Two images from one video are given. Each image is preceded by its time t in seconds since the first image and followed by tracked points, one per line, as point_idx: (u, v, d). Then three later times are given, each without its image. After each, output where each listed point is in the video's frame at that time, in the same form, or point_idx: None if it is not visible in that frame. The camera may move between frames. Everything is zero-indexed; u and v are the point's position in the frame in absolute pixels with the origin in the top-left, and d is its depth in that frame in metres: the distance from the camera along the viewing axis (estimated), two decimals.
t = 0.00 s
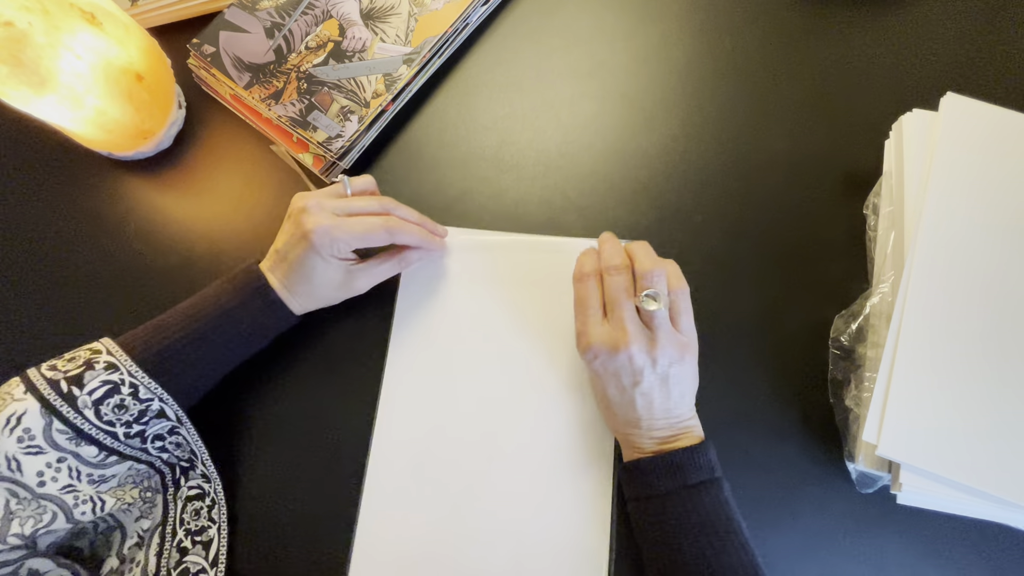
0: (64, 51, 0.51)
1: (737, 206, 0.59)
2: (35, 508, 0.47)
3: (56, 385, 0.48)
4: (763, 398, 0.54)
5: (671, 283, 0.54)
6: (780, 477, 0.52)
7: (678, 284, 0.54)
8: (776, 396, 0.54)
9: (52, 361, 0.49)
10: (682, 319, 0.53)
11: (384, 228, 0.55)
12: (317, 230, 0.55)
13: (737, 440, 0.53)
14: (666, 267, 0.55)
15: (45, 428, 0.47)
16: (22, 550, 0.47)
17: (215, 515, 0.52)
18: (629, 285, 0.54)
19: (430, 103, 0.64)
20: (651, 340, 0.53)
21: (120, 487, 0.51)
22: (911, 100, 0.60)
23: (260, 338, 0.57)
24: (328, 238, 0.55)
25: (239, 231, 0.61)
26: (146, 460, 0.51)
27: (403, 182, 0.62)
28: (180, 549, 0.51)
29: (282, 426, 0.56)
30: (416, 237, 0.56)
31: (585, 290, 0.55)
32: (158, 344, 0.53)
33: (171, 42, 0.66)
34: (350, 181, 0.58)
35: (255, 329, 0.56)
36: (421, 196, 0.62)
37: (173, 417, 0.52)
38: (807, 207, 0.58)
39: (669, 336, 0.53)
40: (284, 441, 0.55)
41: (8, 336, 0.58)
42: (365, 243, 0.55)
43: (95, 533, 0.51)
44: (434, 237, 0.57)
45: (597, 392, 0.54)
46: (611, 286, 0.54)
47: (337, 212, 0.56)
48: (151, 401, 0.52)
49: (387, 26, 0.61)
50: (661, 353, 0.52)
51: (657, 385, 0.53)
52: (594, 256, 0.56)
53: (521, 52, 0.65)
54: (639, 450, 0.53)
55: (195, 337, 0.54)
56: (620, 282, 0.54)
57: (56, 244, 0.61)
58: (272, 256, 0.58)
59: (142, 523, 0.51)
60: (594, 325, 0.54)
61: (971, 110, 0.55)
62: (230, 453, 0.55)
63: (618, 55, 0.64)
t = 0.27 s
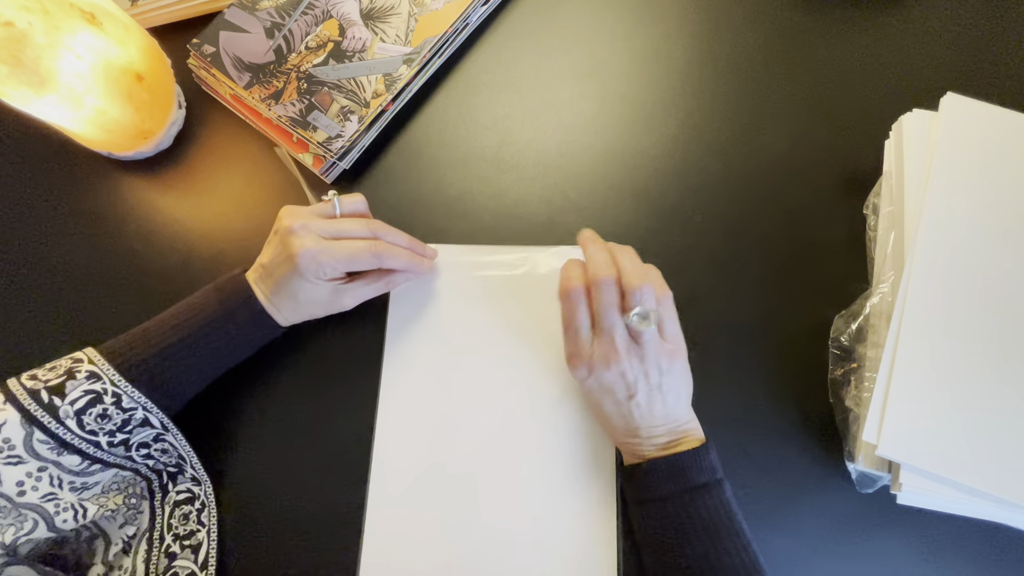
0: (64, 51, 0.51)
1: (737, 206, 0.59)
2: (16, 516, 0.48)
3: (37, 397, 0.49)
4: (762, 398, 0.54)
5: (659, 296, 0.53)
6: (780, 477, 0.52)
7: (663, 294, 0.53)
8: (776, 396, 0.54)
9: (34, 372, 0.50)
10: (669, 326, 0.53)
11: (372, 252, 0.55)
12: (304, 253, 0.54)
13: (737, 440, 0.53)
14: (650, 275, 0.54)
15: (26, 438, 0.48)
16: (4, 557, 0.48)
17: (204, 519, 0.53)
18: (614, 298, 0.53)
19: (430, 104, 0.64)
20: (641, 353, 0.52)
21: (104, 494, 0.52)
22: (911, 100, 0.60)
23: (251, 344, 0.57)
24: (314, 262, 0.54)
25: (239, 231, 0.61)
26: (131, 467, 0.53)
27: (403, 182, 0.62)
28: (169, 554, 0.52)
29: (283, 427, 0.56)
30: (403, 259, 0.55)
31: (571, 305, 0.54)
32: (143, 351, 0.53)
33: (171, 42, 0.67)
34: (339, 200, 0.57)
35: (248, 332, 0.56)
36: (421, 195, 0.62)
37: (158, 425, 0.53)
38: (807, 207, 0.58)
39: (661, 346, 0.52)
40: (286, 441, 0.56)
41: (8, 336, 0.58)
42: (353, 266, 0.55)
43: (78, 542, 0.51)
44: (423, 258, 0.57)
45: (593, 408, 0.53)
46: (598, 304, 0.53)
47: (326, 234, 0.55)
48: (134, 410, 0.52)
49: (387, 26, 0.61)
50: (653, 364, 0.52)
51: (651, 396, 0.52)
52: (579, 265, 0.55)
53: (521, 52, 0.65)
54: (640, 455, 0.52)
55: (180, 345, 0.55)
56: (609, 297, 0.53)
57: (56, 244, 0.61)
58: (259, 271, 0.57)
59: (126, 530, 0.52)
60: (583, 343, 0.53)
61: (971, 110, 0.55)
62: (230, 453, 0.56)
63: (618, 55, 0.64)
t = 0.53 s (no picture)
0: (64, 51, 0.51)
1: (736, 207, 0.59)
2: None
3: (19, 406, 0.49)
4: (762, 398, 0.54)
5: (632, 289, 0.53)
6: (780, 477, 0.52)
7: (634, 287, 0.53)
8: (776, 396, 0.54)
9: (19, 381, 0.50)
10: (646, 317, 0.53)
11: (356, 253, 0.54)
12: (286, 251, 0.53)
13: (736, 440, 0.53)
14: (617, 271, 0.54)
15: (7, 448, 0.48)
16: None
17: (192, 526, 0.53)
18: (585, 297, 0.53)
19: (430, 104, 0.64)
20: (625, 349, 0.53)
21: (88, 504, 0.52)
22: (911, 100, 0.60)
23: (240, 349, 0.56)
24: (295, 259, 0.53)
25: (240, 231, 0.61)
26: (116, 475, 0.53)
27: (403, 182, 0.62)
28: (159, 562, 0.52)
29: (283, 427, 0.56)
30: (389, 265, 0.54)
31: (547, 314, 0.53)
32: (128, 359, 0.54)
33: (171, 42, 0.67)
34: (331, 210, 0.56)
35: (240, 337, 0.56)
36: (421, 195, 0.62)
37: (142, 434, 0.53)
38: (806, 207, 0.58)
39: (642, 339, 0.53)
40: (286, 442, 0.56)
41: (8, 336, 0.58)
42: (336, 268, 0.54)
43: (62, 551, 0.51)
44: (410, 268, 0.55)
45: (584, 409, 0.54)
46: (574, 307, 0.53)
47: (311, 236, 0.55)
48: (118, 418, 0.52)
49: (387, 26, 0.61)
50: (636, 357, 0.53)
51: (637, 388, 0.53)
52: (545, 266, 0.54)
53: (521, 52, 0.65)
54: (634, 451, 0.53)
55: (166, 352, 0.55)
56: (580, 297, 0.53)
57: (55, 245, 0.61)
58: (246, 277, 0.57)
59: (110, 540, 0.53)
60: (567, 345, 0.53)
61: (971, 110, 0.55)
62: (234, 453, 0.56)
63: (618, 55, 0.64)
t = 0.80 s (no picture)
0: (64, 51, 0.51)
1: (736, 207, 0.59)
2: None
3: (2, 414, 0.48)
4: (762, 398, 0.54)
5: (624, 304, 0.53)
6: (780, 477, 0.52)
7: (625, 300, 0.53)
8: (776, 396, 0.54)
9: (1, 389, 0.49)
10: (638, 325, 0.54)
11: (345, 268, 0.53)
12: (274, 265, 0.52)
13: (736, 439, 0.53)
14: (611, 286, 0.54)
15: None
16: None
17: (181, 532, 0.54)
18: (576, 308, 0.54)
19: (430, 104, 0.64)
20: (620, 356, 0.53)
21: (72, 512, 0.51)
22: (911, 100, 0.60)
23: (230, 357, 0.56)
24: (282, 271, 0.52)
25: (240, 232, 0.61)
26: (102, 483, 0.52)
27: (403, 182, 0.62)
28: (146, 569, 0.52)
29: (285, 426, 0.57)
30: (378, 280, 0.54)
31: (541, 322, 0.54)
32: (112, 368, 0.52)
33: (171, 42, 0.67)
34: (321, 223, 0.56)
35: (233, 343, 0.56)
36: (421, 195, 0.62)
37: (128, 441, 0.53)
38: (806, 208, 0.58)
39: (637, 345, 0.53)
40: (288, 442, 0.56)
41: (8, 337, 0.58)
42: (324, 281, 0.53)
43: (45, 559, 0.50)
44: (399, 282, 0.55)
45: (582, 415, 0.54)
46: (566, 316, 0.54)
47: (299, 248, 0.54)
48: (103, 427, 0.52)
49: (387, 26, 0.61)
50: (632, 363, 0.52)
51: (634, 393, 0.53)
52: (552, 312, 0.54)
53: (521, 52, 0.65)
54: (635, 454, 0.53)
55: (152, 362, 0.54)
56: (571, 307, 0.54)
57: (54, 245, 0.61)
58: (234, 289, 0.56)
59: (95, 549, 0.52)
60: (558, 355, 0.54)
61: (971, 110, 0.55)
62: (235, 452, 0.57)
63: (618, 55, 0.64)
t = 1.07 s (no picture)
0: (64, 51, 0.51)
1: (736, 208, 0.59)
2: None
3: None
4: (762, 398, 0.54)
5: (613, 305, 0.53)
6: (780, 477, 0.52)
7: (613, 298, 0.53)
8: (776, 395, 0.54)
9: None
10: (627, 324, 0.53)
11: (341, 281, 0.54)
12: (269, 276, 0.53)
13: (736, 440, 0.53)
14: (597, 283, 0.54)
15: None
16: None
17: (170, 540, 0.55)
18: (563, 312, 0.53)
19: (430, 104, 0.64)
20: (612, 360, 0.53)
21: (63, 517, 0.54)
22: (911, 100, 0.61)
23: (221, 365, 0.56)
24: (276, 283, 0.53)
25: (240, 232, 0.61)
26: (92, 489, 0.54)
27: (403, 182, 0.62)
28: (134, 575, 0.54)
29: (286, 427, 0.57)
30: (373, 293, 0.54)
31: (532, 332, 0.53)
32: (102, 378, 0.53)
33: (171, 42, 0.67)
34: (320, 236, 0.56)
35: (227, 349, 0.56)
36: (421, 195, 0.62)
37: (118, 448, 0.54)
38: (806, 208, 0.58)
39: (628, 347, 0.53)
40: (288, 442, 0.57)
41: (8, 336, 0.58)
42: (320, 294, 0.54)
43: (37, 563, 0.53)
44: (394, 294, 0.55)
45: (581, 420, 0.54)
46: (554, 321, 0.53)
47: (295, 260, 0.54)
48: (92, 434, 0.53)
49: (387, 26, 0.61)
50: (624, 364, 0.53)
51: (628, 394, 0.53)
52: (524, 286, 0.54)
53: (522, 51, 0.65)
54: (632, 454, 0.53)
55: (141, 373, 0.54)
56: (559, 312, 0.53)
57: (54, 246, 0.61)
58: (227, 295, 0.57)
59: (82, 556, 0.54)
60: (551, 361, 0.54)
61: (971, 110, 0.55)
62: (234, 453, 0.57)
63: (618, 55, 0.64)
